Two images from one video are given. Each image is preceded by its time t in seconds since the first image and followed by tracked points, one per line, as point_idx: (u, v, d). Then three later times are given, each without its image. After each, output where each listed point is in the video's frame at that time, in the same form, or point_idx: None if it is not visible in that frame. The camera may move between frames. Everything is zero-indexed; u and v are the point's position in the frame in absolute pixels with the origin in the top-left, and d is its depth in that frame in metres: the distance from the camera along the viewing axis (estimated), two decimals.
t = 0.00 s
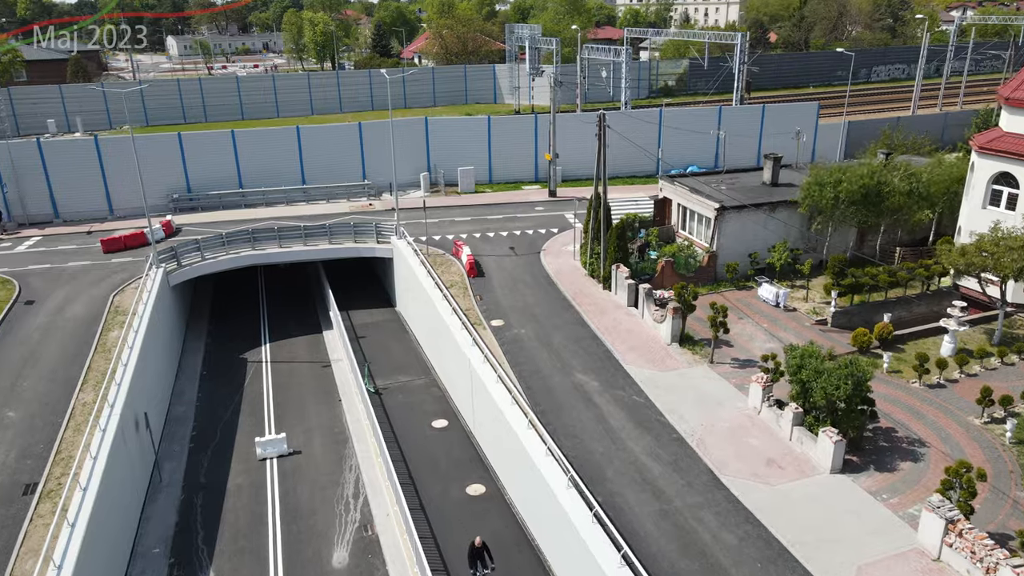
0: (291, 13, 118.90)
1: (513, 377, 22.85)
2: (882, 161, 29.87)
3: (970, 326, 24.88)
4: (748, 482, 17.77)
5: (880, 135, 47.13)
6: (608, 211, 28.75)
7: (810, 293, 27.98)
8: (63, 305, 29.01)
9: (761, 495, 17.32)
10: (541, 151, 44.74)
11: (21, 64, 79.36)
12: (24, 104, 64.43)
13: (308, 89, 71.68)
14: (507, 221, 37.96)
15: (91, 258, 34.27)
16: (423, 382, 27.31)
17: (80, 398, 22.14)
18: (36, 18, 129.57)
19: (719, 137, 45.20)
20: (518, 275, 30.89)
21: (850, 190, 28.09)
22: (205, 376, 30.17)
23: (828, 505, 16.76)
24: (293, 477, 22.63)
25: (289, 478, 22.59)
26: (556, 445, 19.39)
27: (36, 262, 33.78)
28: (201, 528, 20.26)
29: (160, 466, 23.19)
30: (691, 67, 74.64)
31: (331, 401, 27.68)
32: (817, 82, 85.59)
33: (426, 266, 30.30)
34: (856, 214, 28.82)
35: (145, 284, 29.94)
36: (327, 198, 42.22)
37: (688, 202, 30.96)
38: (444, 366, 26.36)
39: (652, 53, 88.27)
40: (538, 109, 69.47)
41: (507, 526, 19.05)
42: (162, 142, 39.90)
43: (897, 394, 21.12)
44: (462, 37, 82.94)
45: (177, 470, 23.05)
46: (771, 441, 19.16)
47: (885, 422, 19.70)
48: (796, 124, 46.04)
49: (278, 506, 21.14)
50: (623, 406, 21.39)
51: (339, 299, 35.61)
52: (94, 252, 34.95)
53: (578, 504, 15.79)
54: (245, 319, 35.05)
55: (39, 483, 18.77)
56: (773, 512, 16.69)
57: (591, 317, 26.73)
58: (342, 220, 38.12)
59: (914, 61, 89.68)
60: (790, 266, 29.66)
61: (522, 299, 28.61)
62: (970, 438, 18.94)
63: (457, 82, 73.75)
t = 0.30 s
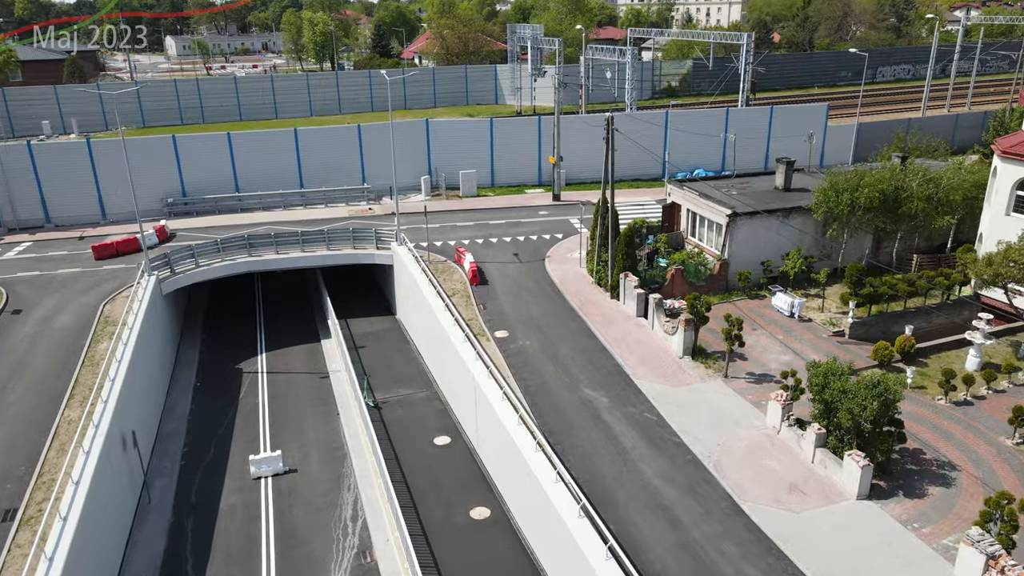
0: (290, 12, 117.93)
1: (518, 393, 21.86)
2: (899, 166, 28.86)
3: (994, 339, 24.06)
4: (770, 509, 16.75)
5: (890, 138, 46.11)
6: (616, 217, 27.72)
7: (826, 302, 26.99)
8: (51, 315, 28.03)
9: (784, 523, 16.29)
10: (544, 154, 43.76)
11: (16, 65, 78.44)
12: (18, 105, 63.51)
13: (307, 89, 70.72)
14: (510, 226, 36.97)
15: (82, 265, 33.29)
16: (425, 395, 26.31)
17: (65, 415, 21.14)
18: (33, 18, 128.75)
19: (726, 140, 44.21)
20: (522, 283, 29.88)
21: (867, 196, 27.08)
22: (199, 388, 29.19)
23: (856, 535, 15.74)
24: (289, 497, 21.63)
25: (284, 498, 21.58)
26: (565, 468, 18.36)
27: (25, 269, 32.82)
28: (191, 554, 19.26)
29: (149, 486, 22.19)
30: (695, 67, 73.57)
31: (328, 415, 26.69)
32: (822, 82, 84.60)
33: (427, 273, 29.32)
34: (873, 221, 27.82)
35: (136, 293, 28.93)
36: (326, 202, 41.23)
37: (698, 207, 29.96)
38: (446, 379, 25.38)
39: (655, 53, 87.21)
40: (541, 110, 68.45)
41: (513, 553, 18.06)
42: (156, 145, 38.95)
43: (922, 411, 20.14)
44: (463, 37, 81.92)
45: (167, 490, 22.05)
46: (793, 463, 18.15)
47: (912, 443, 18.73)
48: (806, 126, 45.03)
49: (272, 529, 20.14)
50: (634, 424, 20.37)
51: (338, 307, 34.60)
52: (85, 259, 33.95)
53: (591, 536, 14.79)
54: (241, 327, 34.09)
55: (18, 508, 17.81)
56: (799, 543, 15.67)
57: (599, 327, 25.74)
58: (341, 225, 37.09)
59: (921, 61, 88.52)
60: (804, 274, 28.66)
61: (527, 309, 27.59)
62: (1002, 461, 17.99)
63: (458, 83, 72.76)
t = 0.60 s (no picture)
0: (289, 12, 116.98)
1: (523, 411, 20.89)
2: (917, 172, 27.84)
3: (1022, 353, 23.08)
4: (793, 541, 15.73)
5: (901, 141, 45.11)
6: (624, 224, 26.70)
7: (842, 313, 26.02)
8: (37, 326, 27.04)
9: (809, 557, 15.26)
10: (548, 157, 42.75)
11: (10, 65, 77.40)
12: (12, 107, 62.59)
13: (306, 91, 69.76)
14: (513, 231, 35.96)
15: (71, 273, 32.30)
16: (426, 410, 25.32)
17: (48, 435, 20.16)
18: (31, 18, 127.98)
19: (733, 143, 43.21)
20: (526, 293, 28.87)
21: (885, 203, 26.07)
22: (192, 402, 28.22)
23: (887, 570, 14.71)
24: (283, 520, 20.63)
25: (277, 522, 20.59)
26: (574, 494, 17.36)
27: (13, 278, 31.81)
28: None
29: (136, 509, 21.19)
30: (698, 68, 72.58)
31: (326, 431, 25.70)
32: (826, 83, 83.59)
33: (427, 283, 28.36)
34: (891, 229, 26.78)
35: (126, 303, 27.92)
36: (324, 207, 40.21)
37: (708, 214, 28.98)
38: (447, 393, 24.42)
39: (658, 53, 86.17)
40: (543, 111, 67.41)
41: None
42: (150, 149, 37.96)
43: (947, 432, 19.12)
44: (464, 37, 80.92)
45: (156, 513, 21.06)
46: (816, 491, 17.13)
47: (943, 468, 17.70)
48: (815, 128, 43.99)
49: (264, 556, 19.15)
50: (646, 446, 19.34)
51: (336, 316, 33.60)
52: (75, 266, 32.94)
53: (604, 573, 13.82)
54: (236, 337, 33.12)
55: None
56: None
57: (606, 340, 24.76)
58: (339, 231, 36.09)
59: (926, 62, 87.46)
60: (818, 283, 27.69)
61: (531, 320, 26.59)
62: None
63: (458, 85, 71.79)
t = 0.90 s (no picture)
0: (289, 12, 116.04)
1: (528, 432, 19.89)
2: (937, 180, 26.85)
3: None
4: None
5: (913, 145, 44.06)
6: (633, 234, 25.68)
7: (860, 327, 24.98)
8: (24, 340, 26.07)
9: None
10: (551, 161, 41.75)
11: (5, 66, 76.41)
12: (5, 109, 61.66)
13: (304, 92, 68.80)
14: (516, 239, 34.96)
15: (61, 282, 31.31)
16: (427, 428, 24.31)
17: (28, 459, 19.18)
18: (29, 18, 127.05)
19: (741, 147, 42.20)
20: (531, 305, 27.85)
21: (905, 212, 25.09)
22: (184, 417, 27.22)
23: None
24: (277, 548, 19.65)
25: (270, 549, 19.59)
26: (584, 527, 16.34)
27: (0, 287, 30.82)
28: None
29: (122, 536, 20.23)
30: (702, 69, 71.61)
31: (323, 449, 24.71)
32: (831, 84, 82.59)
33: (429, 294, 27.36)
34: (910, 240, 25.77)
35: (116, 315, 26.92)
36: (322, 213, 39.21)
37: (719, 222, 27.94)
38: (449, 411, 23.43)
39: (661, 54, 85.14)
40: (545, 113, 66.34)
41: None
42: (143, 153, 36.97)
43: (978, 458, 18.11)
44: (465, 38, 79.95)
45: (143, 540, 20.08)
46: (843, 522, 16.10)
47: (978, 498, 16.67)
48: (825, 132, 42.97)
49: None
50: (659, 472, 18.32)
51: (334, 327, 32.57)
52: (65, 275, 31.95)
53: None
54: (231, 349, 32.13)
55: None
56: None
57: (615, 356, 23.74)
58: (338, 239, 35.05)
59: (932, 62, 86.43)
60: (835, 295, 26.63)
61: (536, 335, 25.57)
62: None
63: (459, 86, 70.87)
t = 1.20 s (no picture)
0: (289, 12, 115.15)
1: (534, 456, 18.89)
2: (960, 187, 25.75)
3: None
4: None
5: (926, 149, 42.98)
6: (643, 244, 24.63)
7: (880, 341, 23.98)
8: (9, 354, 25.09)
9: None
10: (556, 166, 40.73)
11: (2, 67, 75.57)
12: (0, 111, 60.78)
13: (304, 93, 67.85)
14: (520, 246, 33.94)
15: (50, 292, 30.35)
16: (429, 447, 23.32)
17: (8, 485, 18.20)
18: (28, 18, 126.31)
19: (751, 151, 41.16)
20: (537, 317, 26.84)
21: (928, 222, 24.02)
22: (176, 433, 26.27)
23: None
24: None
25: None
26: (596, 562, 15.33)
27: None
28: None
29: (107, 564, 19.28)
30: (707, 70, 70.61)
31: (320, 468, 23.71)
32: (837, 85, 81.48)
33: (430, 306, 26.35)
34: (932, 251, 24.71)
35: (105, 327, 25.88)
36: (321, 218, 38.19)
37: (732, 231, 26.93)
38: (451, 430, 22.41)
39: (665, 55, 84.12)
40: (549, 115, 65.30)
41: None
42: (136, 158, 36.00)
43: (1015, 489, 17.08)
44: (467, 39, 78.92)
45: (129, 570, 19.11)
46: (873, 559, 15.05)
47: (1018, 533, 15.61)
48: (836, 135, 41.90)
49: None
50: (675, 501, 17.28)
51: (332, 338, 31.56)
52: (55, 284, 30.97)
53: None
54: (226, 360, 31.13)
55: None
56: None
57: (625, 373, 22.71)
58: (336, 247, 34.06)
59: (940, 63, 85.29)
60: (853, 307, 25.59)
61: (542, 349, 24.55)
62: None
63: (461, 88, 69.87)
